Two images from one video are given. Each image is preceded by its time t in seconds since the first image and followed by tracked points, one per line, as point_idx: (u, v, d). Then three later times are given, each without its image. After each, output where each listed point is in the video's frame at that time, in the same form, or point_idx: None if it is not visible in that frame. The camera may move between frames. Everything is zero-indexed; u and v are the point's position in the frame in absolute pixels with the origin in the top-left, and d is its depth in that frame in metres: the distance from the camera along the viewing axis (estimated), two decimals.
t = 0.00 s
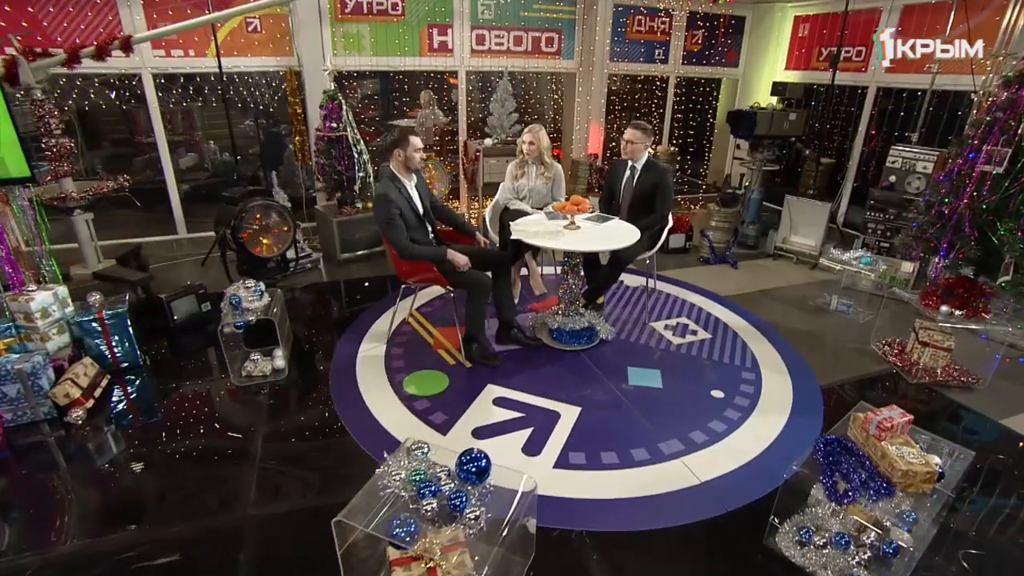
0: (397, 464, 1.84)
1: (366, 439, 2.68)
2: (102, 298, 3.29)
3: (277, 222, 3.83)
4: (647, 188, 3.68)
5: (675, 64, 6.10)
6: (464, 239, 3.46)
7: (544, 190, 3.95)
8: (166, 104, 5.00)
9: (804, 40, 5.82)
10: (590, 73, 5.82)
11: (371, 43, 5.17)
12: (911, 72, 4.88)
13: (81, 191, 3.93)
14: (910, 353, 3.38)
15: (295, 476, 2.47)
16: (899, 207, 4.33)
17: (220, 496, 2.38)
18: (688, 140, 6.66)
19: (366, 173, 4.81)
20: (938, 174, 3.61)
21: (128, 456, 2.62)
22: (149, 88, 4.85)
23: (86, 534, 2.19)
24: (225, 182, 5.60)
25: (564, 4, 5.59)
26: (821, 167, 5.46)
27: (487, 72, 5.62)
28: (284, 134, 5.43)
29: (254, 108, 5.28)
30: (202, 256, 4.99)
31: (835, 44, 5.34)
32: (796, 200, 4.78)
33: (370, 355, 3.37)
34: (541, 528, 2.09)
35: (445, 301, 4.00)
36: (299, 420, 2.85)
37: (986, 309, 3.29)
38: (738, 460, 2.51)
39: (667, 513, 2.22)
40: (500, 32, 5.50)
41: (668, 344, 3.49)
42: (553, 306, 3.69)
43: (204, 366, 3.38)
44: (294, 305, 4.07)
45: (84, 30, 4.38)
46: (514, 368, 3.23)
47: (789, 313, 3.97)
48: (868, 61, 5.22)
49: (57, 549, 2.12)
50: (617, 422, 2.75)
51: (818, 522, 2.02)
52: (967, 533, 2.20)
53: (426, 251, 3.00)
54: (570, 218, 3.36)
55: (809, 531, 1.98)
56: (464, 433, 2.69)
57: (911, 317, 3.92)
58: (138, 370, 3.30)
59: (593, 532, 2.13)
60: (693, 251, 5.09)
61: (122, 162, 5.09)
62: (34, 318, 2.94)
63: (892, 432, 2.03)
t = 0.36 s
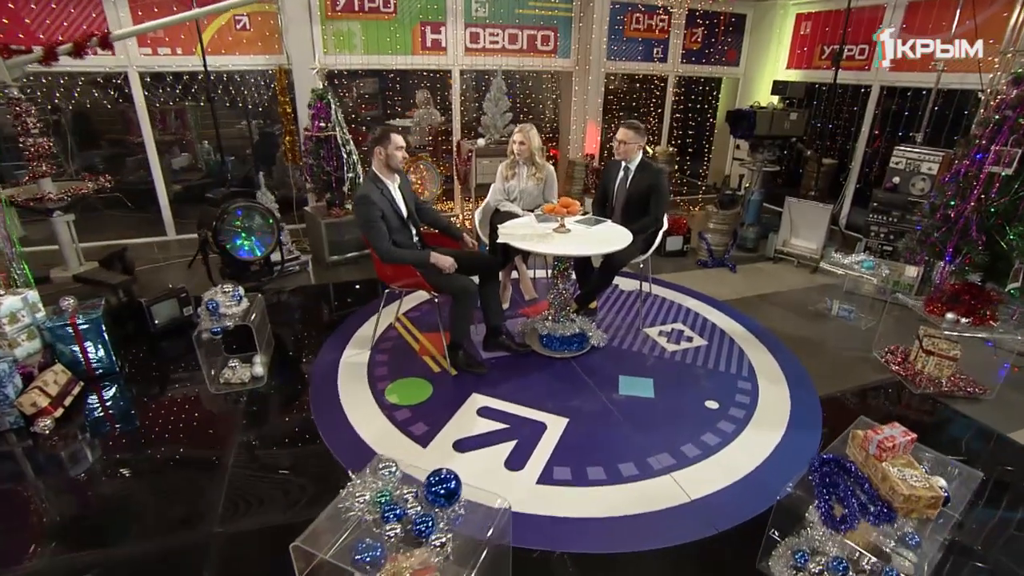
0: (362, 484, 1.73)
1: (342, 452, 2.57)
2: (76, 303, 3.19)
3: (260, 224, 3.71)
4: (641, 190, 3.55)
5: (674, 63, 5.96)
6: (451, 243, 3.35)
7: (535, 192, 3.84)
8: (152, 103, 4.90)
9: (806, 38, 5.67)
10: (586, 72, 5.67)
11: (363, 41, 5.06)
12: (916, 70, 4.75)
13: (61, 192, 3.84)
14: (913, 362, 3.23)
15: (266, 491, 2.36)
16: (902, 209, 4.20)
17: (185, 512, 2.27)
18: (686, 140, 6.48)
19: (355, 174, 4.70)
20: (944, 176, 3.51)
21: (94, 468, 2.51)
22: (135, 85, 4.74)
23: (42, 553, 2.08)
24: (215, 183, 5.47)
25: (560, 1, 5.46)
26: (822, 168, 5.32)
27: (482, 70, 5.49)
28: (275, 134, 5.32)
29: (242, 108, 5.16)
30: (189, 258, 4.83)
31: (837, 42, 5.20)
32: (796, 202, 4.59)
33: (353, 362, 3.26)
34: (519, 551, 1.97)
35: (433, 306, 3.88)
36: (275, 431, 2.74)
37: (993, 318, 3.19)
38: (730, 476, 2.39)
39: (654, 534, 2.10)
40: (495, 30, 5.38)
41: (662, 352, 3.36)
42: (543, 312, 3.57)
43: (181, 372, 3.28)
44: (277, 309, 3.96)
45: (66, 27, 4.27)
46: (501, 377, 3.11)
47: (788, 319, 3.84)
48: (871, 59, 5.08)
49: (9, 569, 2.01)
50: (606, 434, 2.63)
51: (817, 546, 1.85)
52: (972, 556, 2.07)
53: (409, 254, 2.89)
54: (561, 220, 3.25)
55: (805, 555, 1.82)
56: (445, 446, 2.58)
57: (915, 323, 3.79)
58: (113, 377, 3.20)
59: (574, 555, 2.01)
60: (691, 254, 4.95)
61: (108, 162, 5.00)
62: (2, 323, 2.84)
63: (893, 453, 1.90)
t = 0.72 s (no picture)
0: (323, 505, 1.63)
1: (318, 464, 2.47)
2: (54, 306, 3.12)
3: (246, 226, 3.62)
4: (637, 193, 3.43)
5: (676, 62, 5.81)
6: (439, 246, 3.24)
7: (528, 194, 3.72)
8: (144, 102, 4.82)
9: (812, 37, 5.51)
10: (586, 71, 5.53)
11: (358, 39, 4.95)
12: (926, 70, 4.59)
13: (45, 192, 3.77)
14: (919, 372, 3.11)
15: (235, 505, 2.26)
16: (911, 212, 4.05)
17: (150, 525, 2.17)
18: (689, 141, 6.31)
19: (347, 175, 4.61)
20: (953, 179, 3.37)
21: (62, 479, 2.43)
22: (127, 84, 4.68)
23: None
24: (207, 183, 5.39)
25: None
26: (828, 170, 5.17)
27: (479, 70, 5.37)
28: (268, 133, 5.23)
29: (235, 108, 5.08)
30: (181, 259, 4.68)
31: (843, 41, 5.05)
32: (800, 205, 4.48)
33: (337, 369, 3.16)
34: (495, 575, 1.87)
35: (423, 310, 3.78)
36: (252, 440, 2.64)
37: (1006, 330, 2.96)
38: (724, 494, 2.27)
39: (640, 558, 1.98)
40: (493, 29, 5.26)
41: (657, 360, 3.24)
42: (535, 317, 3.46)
43: (162, 377, 3.19)
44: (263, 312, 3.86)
45: (54, 24, 4.20)
46: (488, 385, 3.01)
47: (790, 326, 3.70)
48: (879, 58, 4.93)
49: None
50: (594, 447, 2.52)
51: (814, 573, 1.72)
52: None
53: (394, 258, 2.78)
54: (552, 224, 3.13)
55: None
56: (426, 460, 2.47)
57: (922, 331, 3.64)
58: (91, 382, 3.13)
59: None
60: (691, 258, 4.82)
61: (100, 161, 4.94)
62: None
63: (896, 476, 1.77)
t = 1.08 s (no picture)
0: (286, 523, 1.55)
1: (299, 471, 2.40)
2: (43, 305, 3.09)
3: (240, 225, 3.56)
4: (638, 194, 3.31)
5: (686, 61, 5.66)
6: (432, 248, 3.15)
7: (528, 195, 3.62)
8: (146, 101, 4.80)
9: (827, 35, 5.32)
10: (593, 69, 5.40)
11: (360, 38, 4.86)
12: (947, 68, 4.40)
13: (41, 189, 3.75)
14: (935, 386, 2.96)
15: (213, 513, 2.20)
16: (928, 216, 3.88)
17: (127, 531, 2.13)
18: (698, 142, 6.15)
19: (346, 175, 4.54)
20: (973, 182, 3.21)
21: (41, 483, 2.39)
22: (130, 81, 4.66)
23: None
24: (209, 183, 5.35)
25: None
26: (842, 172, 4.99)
27: (484, 68, 5.26)
28: (269, 133, 5.18)
29: (237, 107, 5.02)
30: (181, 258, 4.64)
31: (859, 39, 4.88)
32: (812, 208, 4.31)
33: (327, 372, 3.09)
34: None
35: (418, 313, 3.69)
36: (234, 446, 2.58)
37: None
38: (720, 514, 2.15)
39: None
40: (498, 27, 5.15)
41: (657, 369, 3.12)
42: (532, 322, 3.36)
43: (151, 379, 3.15)
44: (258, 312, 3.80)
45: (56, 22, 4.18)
46: (480, 392, 2.91)
47: (799, 335, 3.55)
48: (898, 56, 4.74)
49: None
50: (585, 460, 2.41)
51: None
52: None
53: (383, 260, 2.70)
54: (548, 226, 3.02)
55: None
56: (409, 471, 2.38)
57: (938, 342, 3.48)
58: (80, 381, 3.11)
59: None
60: (698, 262, 4.68)
61: (103, 160, 4.93)
62: None
63: (903, 504, 1.64)
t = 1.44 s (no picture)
0: (245, 537, 1.47)
1: (280, 477, 2.34)
2: (34, 302, 3.08)
3: (235, 224, 3.50)
4: (640, 195, 3.20)
5: (698, 59, 5.51)
6: (425, 249, 3.07)
7: (527, 195, 3.52)
8: (153, 99, 4.79)
9: (845, 32, 5.13)
10: (601, 67, 5.28)
11: (365, 35, 4.81)
12: (971, 65, 4.20)
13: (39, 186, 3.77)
14: (952, 400, 2.82)
15: (188, 518, 2.15)
16: (948, 221, 3.71)
17: (105, 535, 2.08)
18: (710, 143, 5.96)
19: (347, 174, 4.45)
20: (995, 186, 3.06)
21: (21, 485, 2.35)
22: (136, 82, 4.64)
23: None
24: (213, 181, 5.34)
25: None
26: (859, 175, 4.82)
27: (490, 66, 5.17)
28: (273, 131, 5.13)
29: (242, 106, 5.00)
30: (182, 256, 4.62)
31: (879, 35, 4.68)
32: (825, 210, 4.17)
33: (317, 375, 3.02)
34: None
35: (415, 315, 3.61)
36: (217, 451, 2.52)
37: None
38: (714, 534, 2.03)
39: None
40: (505, 24, 5.05)
41: (657, 376, 3.00)
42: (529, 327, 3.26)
43: (141, 378, 3.12)
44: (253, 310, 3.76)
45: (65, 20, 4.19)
46: (472, 399, 2.83)
47: (808, 343, 3.41)
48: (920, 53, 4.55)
49: None
50: (575, 473, 2.31)
51: None
52: None
53: (372, 261, 2.63)
54: (545, 228, 2.90)
55: None
56: (392, 479, 2.31)
57: (956, 353, 3.32)
58: (72, 379, 3.11)
59: None
60: (706, 266, 4.54)
61: (108, 157, 4.93)
62: None
63: (906, 538, 1.52)
